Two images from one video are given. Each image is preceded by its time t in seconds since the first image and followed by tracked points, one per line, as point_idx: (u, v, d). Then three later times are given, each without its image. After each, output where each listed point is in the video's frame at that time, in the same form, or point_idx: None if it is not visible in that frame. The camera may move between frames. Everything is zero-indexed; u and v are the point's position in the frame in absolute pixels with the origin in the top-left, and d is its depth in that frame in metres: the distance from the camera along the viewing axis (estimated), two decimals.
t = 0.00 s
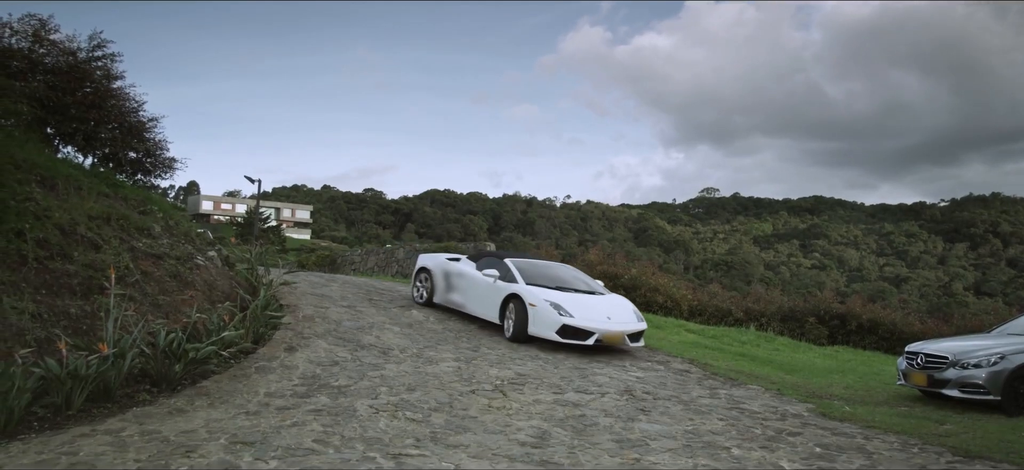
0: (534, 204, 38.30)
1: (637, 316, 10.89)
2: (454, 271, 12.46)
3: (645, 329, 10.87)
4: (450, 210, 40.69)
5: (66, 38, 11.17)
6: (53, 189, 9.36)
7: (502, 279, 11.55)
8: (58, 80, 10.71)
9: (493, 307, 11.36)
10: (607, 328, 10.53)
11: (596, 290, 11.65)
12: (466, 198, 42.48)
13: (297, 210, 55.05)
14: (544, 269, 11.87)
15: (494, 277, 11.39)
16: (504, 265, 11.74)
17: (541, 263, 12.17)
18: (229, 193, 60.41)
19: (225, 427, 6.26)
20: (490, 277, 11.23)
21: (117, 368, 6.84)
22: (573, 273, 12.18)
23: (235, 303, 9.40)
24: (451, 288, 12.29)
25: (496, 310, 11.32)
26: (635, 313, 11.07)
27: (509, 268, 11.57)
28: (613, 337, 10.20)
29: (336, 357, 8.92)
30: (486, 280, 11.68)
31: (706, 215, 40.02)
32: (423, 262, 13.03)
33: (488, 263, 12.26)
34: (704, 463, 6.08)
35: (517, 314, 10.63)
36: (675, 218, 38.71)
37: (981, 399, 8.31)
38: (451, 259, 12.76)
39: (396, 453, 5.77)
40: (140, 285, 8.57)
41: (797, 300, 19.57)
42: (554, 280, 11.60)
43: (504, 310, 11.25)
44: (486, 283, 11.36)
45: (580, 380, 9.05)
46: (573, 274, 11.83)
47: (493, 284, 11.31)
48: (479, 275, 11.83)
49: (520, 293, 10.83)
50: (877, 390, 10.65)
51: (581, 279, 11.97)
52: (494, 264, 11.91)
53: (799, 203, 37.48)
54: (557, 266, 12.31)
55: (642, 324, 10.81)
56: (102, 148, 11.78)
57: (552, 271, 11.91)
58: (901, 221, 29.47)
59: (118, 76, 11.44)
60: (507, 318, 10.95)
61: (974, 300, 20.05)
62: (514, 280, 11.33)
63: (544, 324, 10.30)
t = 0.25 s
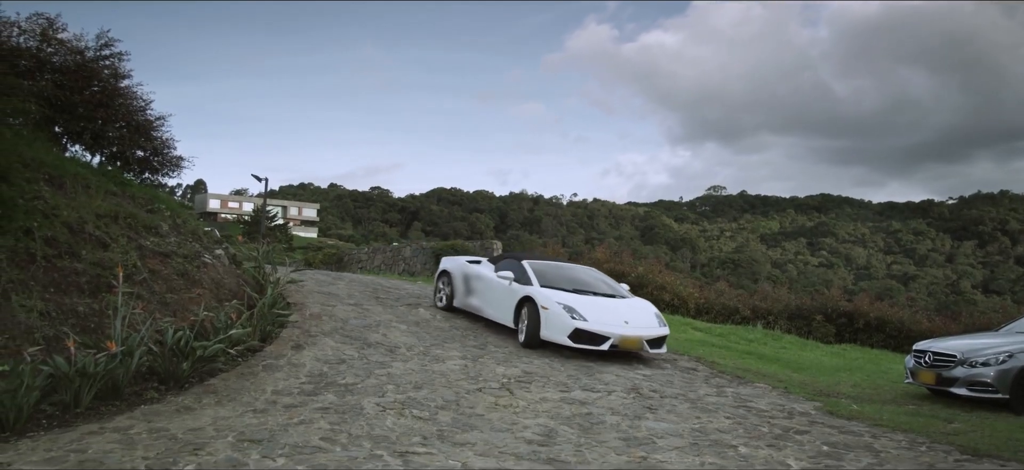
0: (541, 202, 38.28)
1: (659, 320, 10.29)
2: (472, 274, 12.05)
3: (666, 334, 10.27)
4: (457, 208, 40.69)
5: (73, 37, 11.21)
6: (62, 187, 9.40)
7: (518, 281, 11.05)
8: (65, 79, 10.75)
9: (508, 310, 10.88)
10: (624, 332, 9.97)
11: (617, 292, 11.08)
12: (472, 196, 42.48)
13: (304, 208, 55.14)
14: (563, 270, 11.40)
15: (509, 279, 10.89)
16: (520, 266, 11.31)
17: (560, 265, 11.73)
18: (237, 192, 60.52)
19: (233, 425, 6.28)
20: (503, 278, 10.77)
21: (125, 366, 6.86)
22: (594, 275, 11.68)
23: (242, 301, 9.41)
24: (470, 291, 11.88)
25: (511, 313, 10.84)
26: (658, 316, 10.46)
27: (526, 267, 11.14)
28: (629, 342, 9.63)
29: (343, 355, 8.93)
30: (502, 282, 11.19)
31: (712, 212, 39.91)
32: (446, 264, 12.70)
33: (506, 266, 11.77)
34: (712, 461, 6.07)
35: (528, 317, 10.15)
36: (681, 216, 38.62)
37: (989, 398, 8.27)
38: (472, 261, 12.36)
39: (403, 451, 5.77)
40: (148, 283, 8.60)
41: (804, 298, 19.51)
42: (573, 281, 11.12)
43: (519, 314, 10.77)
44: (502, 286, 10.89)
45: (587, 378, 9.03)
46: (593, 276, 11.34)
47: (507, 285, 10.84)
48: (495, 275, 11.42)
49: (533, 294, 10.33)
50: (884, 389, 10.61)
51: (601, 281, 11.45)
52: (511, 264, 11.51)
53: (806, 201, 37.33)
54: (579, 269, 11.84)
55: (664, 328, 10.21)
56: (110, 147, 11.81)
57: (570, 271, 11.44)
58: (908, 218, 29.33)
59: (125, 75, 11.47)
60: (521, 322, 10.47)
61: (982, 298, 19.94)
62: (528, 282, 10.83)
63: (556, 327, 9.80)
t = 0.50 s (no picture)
0: (547, 198, 38.24)
1: (680, 324, 9.61)
2: (490, 276, 11.56)
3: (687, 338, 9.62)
4: (463, 205, 40.69)
5: (80, 34, 11.23)
6: (69, 184, 9.43)
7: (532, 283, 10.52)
8: (73, 76, 10.80)
9: (520, 313, 10.36)
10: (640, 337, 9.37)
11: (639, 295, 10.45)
12: (478, 193, 42.47)
13: (311, 205, 55.22)
14: (582, 272, 10.84)
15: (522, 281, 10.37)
16: (535, 266, 10.79)
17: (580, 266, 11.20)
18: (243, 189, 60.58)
19: (240, 421, 6.30)
20: (516, 280, 10.26)
21: (133, 362, 6.88)
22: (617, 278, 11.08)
23: (249, 298, 9.43)
24: (487, 294, 11.37)
25: (524, 316, 10.31)
26: (680, 319, 9.80)
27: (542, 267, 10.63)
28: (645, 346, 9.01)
29: (350, 352, 8.95)
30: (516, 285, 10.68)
31: (719, 209, 39.80)
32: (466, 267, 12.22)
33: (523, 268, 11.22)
34: (718, 457, 6.06)
35: (539, 320, 9.61)
36: (688, 212, 38.54)
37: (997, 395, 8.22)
38: (491, 264, 11.87)
39: (409, 447, 5.77)
40: (155, 280, 8.63)
41: (811, 294, 19.45)
42: (591, 283, 10.56)
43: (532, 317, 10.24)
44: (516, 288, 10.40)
45: (593, 375, 9.02)
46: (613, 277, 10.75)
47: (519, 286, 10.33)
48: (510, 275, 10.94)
49: (545, 295, 9.79)
50: (891, 385, 10.57)
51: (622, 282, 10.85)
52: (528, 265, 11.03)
53: (813, 197, 37.20)
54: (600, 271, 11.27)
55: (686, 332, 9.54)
56: (116, 143, 11.84)
57: (590, 273, 10.87)
58: (916, 215, 29.19)
59: (132, 72, 11.50)
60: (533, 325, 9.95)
61: (990, 295, 19.84)
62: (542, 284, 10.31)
63: (567, 331, 9.24)
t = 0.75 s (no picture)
0: (552, 193, 38.19)
1: (702, 329, 8.81)
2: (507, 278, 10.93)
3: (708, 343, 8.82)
4: (468, 201, 40.66)
5: (86, 31, 11.24)
6: (75, 180, 9.45)
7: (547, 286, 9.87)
8: (79, 73, 10.82)
9: (531, 318, 9.73)
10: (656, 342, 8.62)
11: (660, 297, 9.69)
12: (483, 189, 42.44)
13: (316, 201, 55.26)
14: (600, 272, 10.15)
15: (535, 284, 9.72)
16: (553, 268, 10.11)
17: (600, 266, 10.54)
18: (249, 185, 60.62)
19: (245, 416, 6.31)
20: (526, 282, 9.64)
21: (139, 358, 6.90)
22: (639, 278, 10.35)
23: (255, 293, 9.45)
24: (502, 297, 10.76)
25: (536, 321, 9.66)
26: (703, 324, 8.99)
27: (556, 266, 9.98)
28: (659, 353, 8.26)
29: (356, 347, 8.95)
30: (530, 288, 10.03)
31: (724, 205, 39.69)
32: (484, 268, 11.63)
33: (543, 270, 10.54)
34: (723, 453, 6.05)
35: (548, 327, 8.96)
36: (693, 208, 38.45)
37: (1003, 391, 8.19)
38: (509, 265, 11.24)
39: (414, 442, 5.78)
40: (161, 276, 8.65)
41: (816, 290, 19.41)
42: (608, 282, 9.86)
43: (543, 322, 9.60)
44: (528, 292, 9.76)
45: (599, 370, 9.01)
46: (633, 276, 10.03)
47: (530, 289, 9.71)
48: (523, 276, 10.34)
49: (555, 299, 9.16)
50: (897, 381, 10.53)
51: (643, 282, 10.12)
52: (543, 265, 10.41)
53: (819, 192, 37.06)
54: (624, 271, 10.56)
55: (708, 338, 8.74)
56: (122, 140, 11.85)
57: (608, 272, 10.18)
58: (922, 210, 29.06)
59: (138, 68, 11.51)
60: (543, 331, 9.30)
61: (997, 291, 19.75)
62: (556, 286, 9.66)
63: (576, 338, 8.57)
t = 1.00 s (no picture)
0: (557, 188, 38.15)
1: (725, 336, 7.95)
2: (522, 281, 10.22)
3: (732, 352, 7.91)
4: (474, 195, 40.66)
5: (92, 26, 11.24)
6: (82, 176, 9.48)
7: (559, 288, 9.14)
8: (84, 68, 10.84)
9: (541, 323, 8.99)
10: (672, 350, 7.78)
11: (682, 299, 8.90)
12: (488, 183, 42.42)
13: (322, 196, 55.31)
14: (621, 272, 9.42)
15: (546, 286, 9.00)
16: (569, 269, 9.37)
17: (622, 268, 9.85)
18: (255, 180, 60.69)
19: (252, 411, 6.32)
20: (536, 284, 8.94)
21: (146, 353, 6.92)
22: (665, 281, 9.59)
23: (261, 288, 9.46)
24: (517, 301, 10.04)
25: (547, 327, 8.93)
26: (727, 330, 8.14)
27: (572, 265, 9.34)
28: (675, 362, 7.41)
29: (361, 342, 8.97)
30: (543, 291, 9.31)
31: (730, 199, 39.61)
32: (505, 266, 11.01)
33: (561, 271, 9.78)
34: (728, 448, 6.04)
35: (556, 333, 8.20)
36: (699, 203, 38.36)
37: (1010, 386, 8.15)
38: (526, 267, 10.51)
39: (420, 437, 5.79)
40: (167, 271, 8.67)
41: (822, 284, 19.36)
42: (628, 282, 9.14)
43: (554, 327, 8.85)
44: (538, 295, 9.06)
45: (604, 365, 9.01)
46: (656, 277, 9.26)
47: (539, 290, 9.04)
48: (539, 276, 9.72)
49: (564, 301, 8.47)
50: (904, 376, 10.49)
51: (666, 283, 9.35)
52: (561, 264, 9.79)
53: (825, 187, 36.92)
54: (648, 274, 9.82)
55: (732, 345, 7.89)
56: (128, 135, 11.87)
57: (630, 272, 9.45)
58: (929, 204, 28.92)
59: (144, 63, 11.51)
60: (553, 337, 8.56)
61: (1004, 286, 19.65)
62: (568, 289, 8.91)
63: (584, 346, 7.78)
